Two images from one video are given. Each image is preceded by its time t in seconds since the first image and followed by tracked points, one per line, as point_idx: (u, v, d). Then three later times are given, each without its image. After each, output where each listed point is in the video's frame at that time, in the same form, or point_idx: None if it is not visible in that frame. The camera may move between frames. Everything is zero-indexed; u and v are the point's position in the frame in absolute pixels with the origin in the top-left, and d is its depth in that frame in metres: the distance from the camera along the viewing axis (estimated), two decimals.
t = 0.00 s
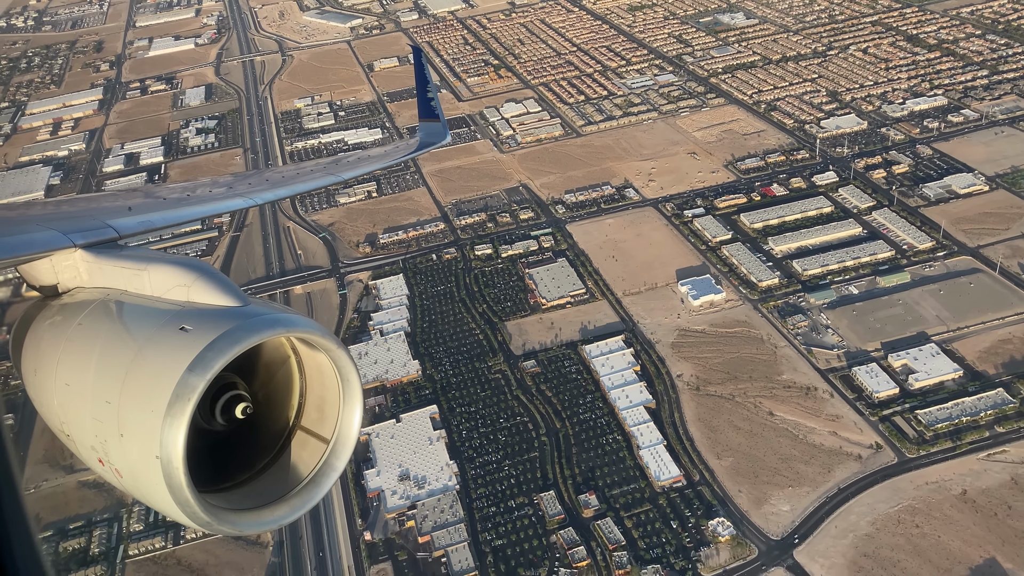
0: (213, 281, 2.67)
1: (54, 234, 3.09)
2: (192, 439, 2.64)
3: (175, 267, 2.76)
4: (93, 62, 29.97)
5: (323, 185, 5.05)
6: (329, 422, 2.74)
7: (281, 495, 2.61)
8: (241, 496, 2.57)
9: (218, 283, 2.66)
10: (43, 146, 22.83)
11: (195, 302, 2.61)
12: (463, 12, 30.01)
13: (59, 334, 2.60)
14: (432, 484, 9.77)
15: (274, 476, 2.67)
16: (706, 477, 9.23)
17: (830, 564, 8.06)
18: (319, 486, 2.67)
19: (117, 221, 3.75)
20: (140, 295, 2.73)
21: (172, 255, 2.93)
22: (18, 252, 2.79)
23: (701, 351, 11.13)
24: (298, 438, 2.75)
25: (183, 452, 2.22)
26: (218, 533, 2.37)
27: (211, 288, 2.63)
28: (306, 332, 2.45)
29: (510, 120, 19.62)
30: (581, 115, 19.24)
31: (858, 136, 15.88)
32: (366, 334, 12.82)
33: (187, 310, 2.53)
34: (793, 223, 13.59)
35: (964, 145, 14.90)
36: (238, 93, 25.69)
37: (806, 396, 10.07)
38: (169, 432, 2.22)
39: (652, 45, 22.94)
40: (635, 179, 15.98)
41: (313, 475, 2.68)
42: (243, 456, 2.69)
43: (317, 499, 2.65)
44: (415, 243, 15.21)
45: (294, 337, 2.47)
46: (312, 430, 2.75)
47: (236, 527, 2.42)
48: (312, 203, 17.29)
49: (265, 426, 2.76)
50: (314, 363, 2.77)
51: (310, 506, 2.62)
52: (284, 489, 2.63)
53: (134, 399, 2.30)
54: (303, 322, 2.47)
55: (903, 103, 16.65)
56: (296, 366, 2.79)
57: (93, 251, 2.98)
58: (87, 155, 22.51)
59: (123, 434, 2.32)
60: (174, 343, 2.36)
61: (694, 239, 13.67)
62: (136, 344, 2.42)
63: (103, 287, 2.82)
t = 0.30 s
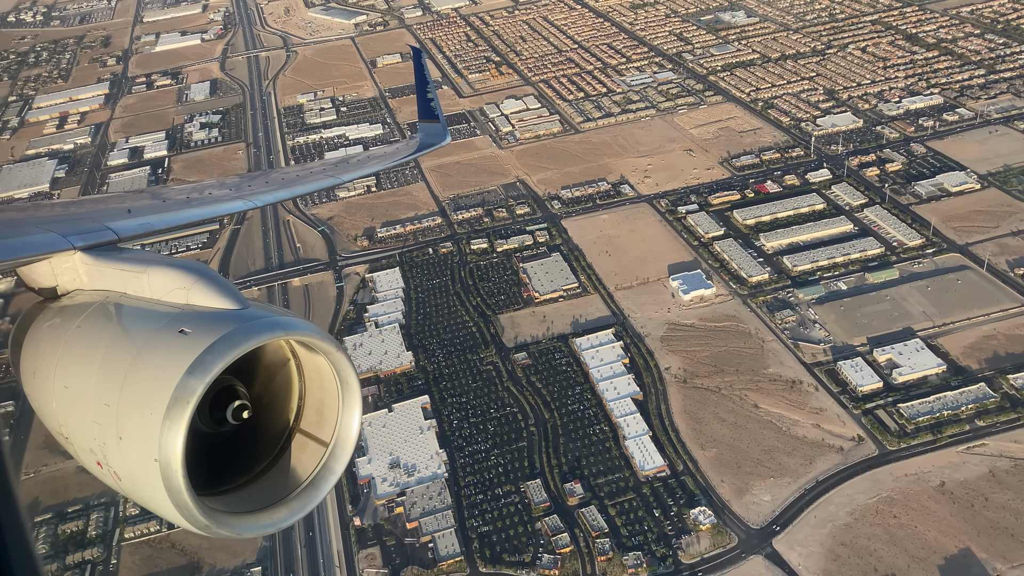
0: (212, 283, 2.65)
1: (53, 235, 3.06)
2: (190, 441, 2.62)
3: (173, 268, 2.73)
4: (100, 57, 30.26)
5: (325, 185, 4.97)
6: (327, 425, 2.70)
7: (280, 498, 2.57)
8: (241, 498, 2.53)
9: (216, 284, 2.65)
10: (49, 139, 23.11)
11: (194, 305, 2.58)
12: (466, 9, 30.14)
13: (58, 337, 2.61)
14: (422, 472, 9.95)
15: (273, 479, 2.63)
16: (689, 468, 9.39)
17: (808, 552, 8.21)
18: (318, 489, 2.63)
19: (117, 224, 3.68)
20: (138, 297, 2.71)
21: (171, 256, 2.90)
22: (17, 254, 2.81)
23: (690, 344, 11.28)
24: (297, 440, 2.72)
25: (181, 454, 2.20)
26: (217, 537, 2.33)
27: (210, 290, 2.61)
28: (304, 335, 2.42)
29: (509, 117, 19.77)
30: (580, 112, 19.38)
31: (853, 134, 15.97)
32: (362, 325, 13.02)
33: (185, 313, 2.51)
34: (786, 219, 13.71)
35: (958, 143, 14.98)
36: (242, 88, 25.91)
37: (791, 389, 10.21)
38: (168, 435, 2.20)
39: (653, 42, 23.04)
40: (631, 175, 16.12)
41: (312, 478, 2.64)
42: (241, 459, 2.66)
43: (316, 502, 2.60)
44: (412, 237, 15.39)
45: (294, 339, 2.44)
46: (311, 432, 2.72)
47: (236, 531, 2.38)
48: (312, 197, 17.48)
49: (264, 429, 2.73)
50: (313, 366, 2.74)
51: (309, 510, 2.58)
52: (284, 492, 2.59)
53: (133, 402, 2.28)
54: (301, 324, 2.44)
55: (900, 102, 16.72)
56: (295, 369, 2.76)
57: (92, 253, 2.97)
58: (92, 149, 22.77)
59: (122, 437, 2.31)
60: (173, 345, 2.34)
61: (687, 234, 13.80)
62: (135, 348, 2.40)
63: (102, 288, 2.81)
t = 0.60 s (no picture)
0: (211, 284, 2.66)
1: (54, 237, 3.04)
2: (190, 443, 2.63)
3: (172, 270, 2.74)
4: (108, 53, 30.59)
5: (324, 188, 5.00)
6: (328, 427, 2.73)
7: (281, 500, 2.59)
8: (240, 500, 2.55)
9: (216, 287, 2.66)
10: (56, 133, 23.42)
11: (194, 307, 2.59)
12: (470, 6, 30.30)
13: (58, 339, 2.61)
14: (412, 461, 10.13)
15: (272, 481, 2.65)
16: (674, 458, 9.55)
17: (786, 542, 8.36)
18: (318, 491, 2.64)
19: (116, 227, 3.70)
20: (137, 299, 2.71)
21: (172, 259, 2.89)
22: (18, 256, 2.75)
23: (679, 338, 11.45)
24: (297, 443, 2.74)
25: (182, 457, 2.21)
26: (217, 540, 2.34)
27: (210, 292, 2.61)
28: (305, 337, 2.44)
29: (509, 114, 19.93)
30: (579, 110, 19.54)
31: (847, 132, 16.08)
32: (358, 318, 13.22)
33: (185, 313, 2.52)
34: (778, 216, 13.85)
35: (951, 142, 15.08)
36: (247, 84, 26.16)
37: (777, 382, 10.35)
38: (168, 438, 2.21)
39: (653, 41, 23.17)
40: (627, 172, 16.27)
41: (311, 480, 2.66)
42: (241, 461, 2.67)
43: (315, 505, 2.62)
44: (409, 232, 15.58)
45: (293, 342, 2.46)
46: (311, 435, 2.74)
47: (235, 533, 2.39)
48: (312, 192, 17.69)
49: (264, 431, 2.75)
50: (313, 369, 2.77)
51: (308, 513, 2.60)
52: (283, 494, 2.61)
53: (133, 405, 2.29)
54: (302, 327, 2.46)
55: (895, 101, 16.82)
56: (295, 372, 2.78)
57: (93, 255, 2.95)
58: (98, 143, 23.07)
59: (122, 439, 2.31)
60: (172, 348, 2.35)
61: (680, 230, 13.95)
62: (134, 350, 2.41)
63: (102, 290, 2.80)
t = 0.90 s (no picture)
0: (213, 285, 2.71)
1: (55, 238, 3.20)
2: (191, 443, 2.65)
3: (174, 272, 2.81)
4: (115, 49, 30.89)
5: (326, 187, 5.12)
6: (329, 427, 2.74)
7: (282, 500, 2.60)
8: (241, 500, 2.56)
9: (217, 288, 2.71)
10: (63, 128, 23.72)
11: (195, 307, 2.66)
12: (474, 5, 30.47)
13: (59, 339, 2.68)
14: (403, 450, 10.31)
15: (273, 481, 2.66)
16: (659, 450, 9.71)
17: (766, 531, 8.51)
18: (319, 491, 2.65)
19: (117, 228, 3.80)
20: (138, 299, 2.79)
21: (172, 259, 2.99)
22: (19, 257, 2.93)
23: (669, 333, 11.60)
24: (298, 442, 2.75)
25: (182, 457, 2.23)
26: (218, 539, 2.35)
27: (210, 293, 2.68)
28: (305, 337, 2.46)
29: (509, 111, 20.09)
30: (578, 108, 19.68)
31: (843, 132, 16.19)
32: (354, 311, 13.42)
33: (186, 315, 2.56)
34: (771, 214, 13.97)
35: (946, 141, 15.17)
36: (251, 81, 26.40)
37: (763, 377, 10.49)
38: (169, 438, 2.23)
39: (654, 40, 23.29)
40: (623, 169, 16.42)
41: (313, 480, 2.67)
42: (243, 461, 2.68)
43: (316, 505, 2.63)
44: (407, 227, 15.77)
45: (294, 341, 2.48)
46: (312, 435, 2.75)
47: (236, 533, 2.40)
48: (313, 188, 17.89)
49: (266, 431, 2.76)
50: (314, 369, 2.78)
51: (309, 512, 2.60)
52: (284, 494, 2.62)
53: (134, 405, 2.32)
54: (302, 326, 2.48)
55: (891, 101, 16.91)
56: (296, 372, 2.79)
57: (93, 256, 3.10)
58: (103, 138, 23.35)
59: (124, 439, 2.34)
60: (174, 347, 2.38)
61: (673, 227, 14.10)
62: (136, 350, 2.45)
63: (102, 290, 2.91)
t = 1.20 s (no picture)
0: (214, 285, 2.75)
1: (57, 237, 3.19)
2: (193, 441, 2.69)
3: (174, 271, 2.85)
4: (124, 47, 31.21)
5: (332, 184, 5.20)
6: (331, 426, 2.76)
7: (283, 499, 2.63)
8: (243, 500, 2.59)
9: (217, 286, 2.75)
10: (71, 125, 24.04)
11: (196, 305, 2.69)
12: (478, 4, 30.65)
13: (60, 339, 2.73)
14: (395, 440, 10.50)
15: (275, 480, 2.68)
16: (646, 442, 9.87)
17: (749, 522, 8.65)
18: (321, 489, 2.68)
19: (119, 228, 3.74)
20: (139, 299, 2.83)
21: (173, 259, 3.02)
22: (21, 255, 2.91)
23: (660, 328, 11.76)
24: (301, 441, 2.77)
25: (184, 456, 2.26)
26: (220, 539, 2.39)
27: (211, 291, 2.71)
28: (306, 336, 2.48)
29: (510, 109, 20.26)
30: (578, 106, 19.83)
31: (839, 131, 16.28)
32: (351, 304, 13.61)
33: (188, 315, 2.60)
34: (765, 212, 14.09)
35: (941, 141, 15.24)
36: (257, 78, 26.66)
37: (751, 371, 10.63)
38: (171, 437, 2.27)
39: (655, 39, 23.41)
40: (621, 167, 16.56)
41: (314, 479, 2.69)
42: (246, 460, 2.71)
43: (318, 503, 2.65)
44: (406, 223, 15.96)
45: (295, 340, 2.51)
46: (314, 434, 2.77)
47: (239, 532, 2.43)
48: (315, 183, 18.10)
49: (268, 430, 2.79)
50: (316, 368, 2.80)
51: (311, 511, 2.63)
52: (286, 494, 2.65)
53: (137, 405, 2.36)
54: (303, 325, 2.50)
55: (889, 101, 16.99)
56: (298, 371, 2.81)
57: (95, 254, 3.12)
58: (110, 134, 23.64)
59: (126, 438, 2.38)
60: (176, 346, 2.42)
61: (668, 224, 14.25)
62: (139, 349, 2.49)
63: (104, 289, 2.95)
